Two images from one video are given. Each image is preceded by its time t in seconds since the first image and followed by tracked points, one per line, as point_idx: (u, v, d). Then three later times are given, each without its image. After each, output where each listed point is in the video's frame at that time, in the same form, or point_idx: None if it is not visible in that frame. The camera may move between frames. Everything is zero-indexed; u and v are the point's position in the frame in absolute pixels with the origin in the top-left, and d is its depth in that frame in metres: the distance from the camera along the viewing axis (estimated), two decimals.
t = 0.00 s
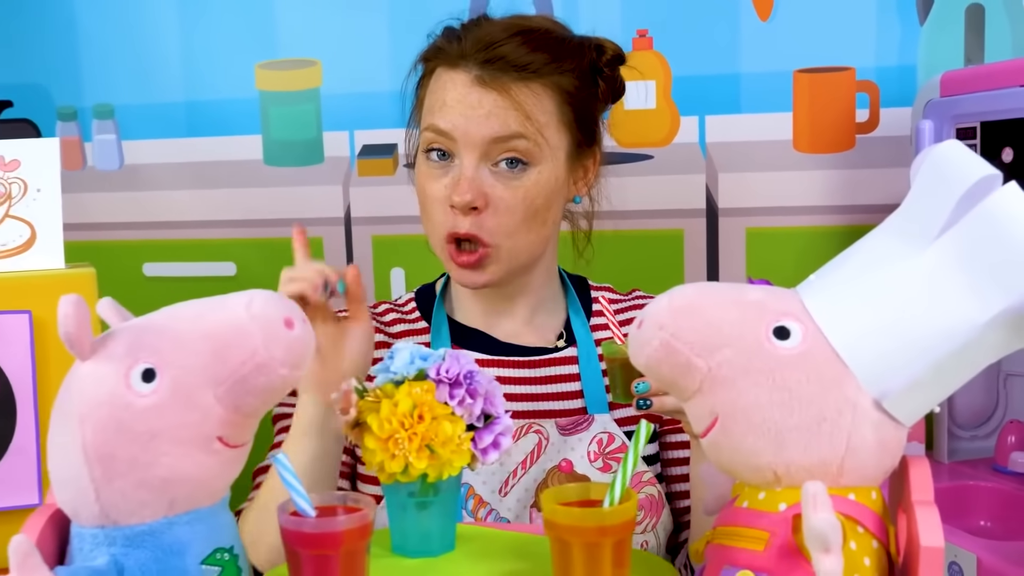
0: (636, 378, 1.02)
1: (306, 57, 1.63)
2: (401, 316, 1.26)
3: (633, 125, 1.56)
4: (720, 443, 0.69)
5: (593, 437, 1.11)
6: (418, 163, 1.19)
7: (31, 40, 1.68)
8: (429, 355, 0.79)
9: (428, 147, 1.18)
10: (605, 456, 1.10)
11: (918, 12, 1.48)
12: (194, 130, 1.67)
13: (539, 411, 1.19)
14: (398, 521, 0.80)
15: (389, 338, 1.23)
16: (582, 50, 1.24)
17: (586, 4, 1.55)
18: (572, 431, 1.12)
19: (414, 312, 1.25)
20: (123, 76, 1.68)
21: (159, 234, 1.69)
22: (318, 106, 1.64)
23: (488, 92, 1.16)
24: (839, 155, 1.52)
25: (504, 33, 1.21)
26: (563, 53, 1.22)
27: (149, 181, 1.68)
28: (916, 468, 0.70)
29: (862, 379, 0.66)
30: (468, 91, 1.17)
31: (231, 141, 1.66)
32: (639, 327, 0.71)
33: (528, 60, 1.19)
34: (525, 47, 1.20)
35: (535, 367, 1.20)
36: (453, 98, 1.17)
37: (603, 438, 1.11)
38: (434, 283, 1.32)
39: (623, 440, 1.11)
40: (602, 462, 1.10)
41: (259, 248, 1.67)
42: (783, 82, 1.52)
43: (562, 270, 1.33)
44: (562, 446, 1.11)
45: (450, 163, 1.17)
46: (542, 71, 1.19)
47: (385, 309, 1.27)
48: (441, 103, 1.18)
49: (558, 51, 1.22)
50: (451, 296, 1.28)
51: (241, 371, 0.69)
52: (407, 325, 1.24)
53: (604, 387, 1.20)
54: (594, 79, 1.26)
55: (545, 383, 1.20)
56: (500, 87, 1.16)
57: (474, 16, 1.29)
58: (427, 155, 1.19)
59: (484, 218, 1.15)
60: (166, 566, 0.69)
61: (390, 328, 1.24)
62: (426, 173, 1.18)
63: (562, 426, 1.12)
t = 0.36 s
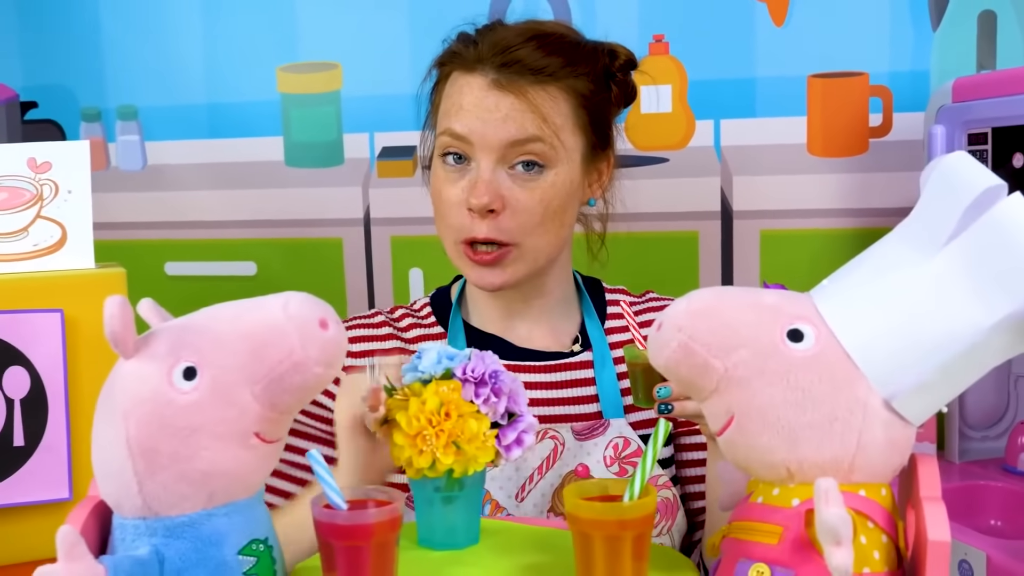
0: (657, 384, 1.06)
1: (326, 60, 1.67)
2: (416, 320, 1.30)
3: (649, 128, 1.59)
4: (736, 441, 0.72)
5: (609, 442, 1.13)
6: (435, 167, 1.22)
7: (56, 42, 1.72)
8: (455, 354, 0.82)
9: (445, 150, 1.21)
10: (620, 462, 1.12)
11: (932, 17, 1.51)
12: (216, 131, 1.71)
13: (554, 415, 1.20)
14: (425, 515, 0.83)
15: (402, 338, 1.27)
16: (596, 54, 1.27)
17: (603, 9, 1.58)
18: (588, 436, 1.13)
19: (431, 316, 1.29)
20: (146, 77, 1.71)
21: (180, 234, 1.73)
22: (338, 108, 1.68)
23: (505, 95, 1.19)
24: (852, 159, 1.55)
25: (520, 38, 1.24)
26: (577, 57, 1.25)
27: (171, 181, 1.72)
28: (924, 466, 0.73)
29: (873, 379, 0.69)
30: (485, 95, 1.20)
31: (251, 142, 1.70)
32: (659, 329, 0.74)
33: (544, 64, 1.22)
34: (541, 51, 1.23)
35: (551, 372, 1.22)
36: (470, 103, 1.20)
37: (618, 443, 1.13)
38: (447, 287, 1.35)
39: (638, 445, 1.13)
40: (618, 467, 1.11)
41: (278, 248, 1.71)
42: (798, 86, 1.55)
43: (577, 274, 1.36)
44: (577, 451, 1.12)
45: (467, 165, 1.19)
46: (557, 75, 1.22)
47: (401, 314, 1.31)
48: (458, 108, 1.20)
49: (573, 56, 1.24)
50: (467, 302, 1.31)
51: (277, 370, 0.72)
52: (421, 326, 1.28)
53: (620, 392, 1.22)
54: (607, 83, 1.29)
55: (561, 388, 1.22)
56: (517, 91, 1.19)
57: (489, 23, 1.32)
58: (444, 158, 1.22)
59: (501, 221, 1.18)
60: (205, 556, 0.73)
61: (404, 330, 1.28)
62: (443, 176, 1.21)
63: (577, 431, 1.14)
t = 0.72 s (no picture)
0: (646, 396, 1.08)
1: (332, 65, 1.69)
2: (410, 319, 1.30)
3: (651, 130, 1.62)
4: (742, 440, 0.74)
5: (604, 453, 1.14)
6: (444, 168, 1.24)
7: (64, 48, 1.74)
8: (468, 357, 0.84)
9: (454, 153, 1.23)
10: (616, 471, 1.14)
11: (931, 19, 1.53)
12: (223, 135, 1.73)
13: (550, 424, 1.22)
14: (440, 514, 0.85)
15: (394, 337, 1.28)
16: (604, 59, 1.30)
17: (606, 13, 1.60)
18: (584, 446, 1.15)
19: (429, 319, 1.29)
20: (151, 83, 1.74)
21: (188, 237, 1.75)
22: (344, 112, 1.70)
23: (515, 97, 1.21)
24: (852, 160, 1.57)
25: (528, 41, 1.26)
26: (586, 61, 1.27)
27: (179, 185, 1.75)
28: (924, 462, 0.75)
29: (875, 379, 0.71)
30: (496, 97, 1.22)
31: (258, 146, 1.72)
32: (667, 332, 0.76)
33: (553, 67, 1.24)
34: (550, 54, 1.25)
35: (547, 381, 1.23)
36: (481, 105, 1.22)
37: (613, 454, 1.15)
38: (446, 287, 1.36)
39: (632, 455, 1.15)
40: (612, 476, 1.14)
41: (285, 251, 1.73)
42: (799, 88, 1.57)
43: (579, 278, 1.38)
44: (572, 461, 1.13)
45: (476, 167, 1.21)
46: (567, 77, 1.24)
47: (394, 315, 1.32)
48: (468, 109, 1.23)
49: (581, 59, 1.27)
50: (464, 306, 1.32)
51: (298, 374, 0.75)
52: (414, 326, 1.29)
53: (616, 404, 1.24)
54: (615, 89, 1.31)
55: (557, 397, 1.23)
56: (528, 93, 1.21)
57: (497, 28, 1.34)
58: (453, 160, 1.23)
59: (510, 221, 1.19)
60: (229, 554, 0.75)
61: (396, 329, 1.29)
62: (451, 178, 1.23)
63: (571, 441, 1.15)
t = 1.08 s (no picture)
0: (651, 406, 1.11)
1: (336, 69, 1.71)
2: (413, 325, 1.32)
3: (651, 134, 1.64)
4: (740, 441, 0.76)
5: (607, 457, 1.15)
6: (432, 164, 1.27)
7: (70, 54, 1.77)
8: (473, 361, 0.86)
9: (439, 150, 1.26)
10: (619, 475, 1.14)
11: (928, 23, 1.55)
12: (227, 139, 1.75)
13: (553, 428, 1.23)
14: (445, 514, 0.87)
15: (398, 343, 1.30)
16: (605, 71, 1.30)
17: (606, 18, 1.63)
18: (586, 450, 1.16)
19: (432, 325, 1.31)
20: (156, 88, 1.76)
21: (192, 240, 1.77)
22: (348, 116, 1.72)
23: (499, 100, 1.23)
24: (850, 162, 1.59)
25: (527, 46, 1.28)
26: (580, 69, 1.27)
27: (183, 188, 1.77)
28: (918, 463, 0.77)
29: (869, 382, 0.73)
30: (482, 98, 1.23)
31: (261, 149, 1.74)
32: (667, 336, 0.78)
33: (544, 72, 1.25)
34: (545, 59, 1.26)
35: (550, 386, 1.25)
36: (467, 105, 1.24)
37: (616, 458, 1.15)
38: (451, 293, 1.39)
39: (635, 460, 1.15)
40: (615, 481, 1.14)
41: (289, 254, 1.75)
42: (797, 91, 1.59)
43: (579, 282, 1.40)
44: (575, 465, 1.15)
45: (456, 165, 1.23)
46: (557, 84, 1.25)
47: (398, 321, 1.34)
48: (457, 109, 1.25)
49: (578, 67, 1.27)
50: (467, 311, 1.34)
51: (308, 378, 0.77)
52: (416, 331, 1.31)
53: (619, 409, 1.26)
54: (613, 102, 1.31)
55: (561, 402, 1.25)
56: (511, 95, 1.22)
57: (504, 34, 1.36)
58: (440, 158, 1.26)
59: (480, 221, 1.20)
60: (240, 554, 0.77)
61: (399, 335, 1.31)
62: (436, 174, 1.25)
63: (575, 446, 1.17)
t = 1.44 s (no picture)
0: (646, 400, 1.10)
1: (336, 70, 1.73)
2: (406, 325, 1.33)
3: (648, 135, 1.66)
4: (731, 432, 0.78)
5: (598, 449, 1.18)
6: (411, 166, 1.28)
7: (72, 56, 1.79)
8: (471, 355, 0.89)
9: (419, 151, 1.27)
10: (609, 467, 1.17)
11: (921, 24, 1.57)
12: (228, 140, 1.77)
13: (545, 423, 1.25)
14: (444, 504, 0.89)
15: (390, 342, 1.30)
16: (587, 76, 1.29)
17: (603, 20, 1.65)
18: (576, 444, 1.19)
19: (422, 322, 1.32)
20: (158, 90, 1.78)
21: (194, 240, 1.79)
22: (347, 118, 1.74)
23: (473, 103, 1.23)
24: (845, 162, 1.61)
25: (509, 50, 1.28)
26: (559, 74, 1.27)
27: (185, 189, 1.79)
28: (903, 452, 0.80)
29: (856, 374, 0.75)
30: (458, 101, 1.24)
31: (262, 150, 1.76)
32: (659, 330, 0.80)
33: (522, 75, 1.25)
34: (525, 63, 1.26)
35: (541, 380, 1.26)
36: (443, 107, 1.24)
37: (606, 450, 1.18)
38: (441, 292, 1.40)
39: (625, 451, 1.18)
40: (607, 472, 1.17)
41: (290, 254, 1.77)
42: (793, 91, 1.62)
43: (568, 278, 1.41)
44: (565, 458, 1.17)
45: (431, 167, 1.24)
46: (534, 87, 1.25)
47: (391, 322, 1.34)
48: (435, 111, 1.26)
49: (558, 71, 1.27)
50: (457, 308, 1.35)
51: (310, 372, 0.79)
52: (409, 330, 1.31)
53: (608, 402, 1.27)
54: (597, 107, 1.30)
55: (552, 396, 1.26)
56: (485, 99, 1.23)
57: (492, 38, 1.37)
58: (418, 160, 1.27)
59: (451, 223, 1.21)
60: (244, 543, 0.79)
61: (392, 335, 1.31)
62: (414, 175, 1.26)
63: (564, 439, 1.19)
